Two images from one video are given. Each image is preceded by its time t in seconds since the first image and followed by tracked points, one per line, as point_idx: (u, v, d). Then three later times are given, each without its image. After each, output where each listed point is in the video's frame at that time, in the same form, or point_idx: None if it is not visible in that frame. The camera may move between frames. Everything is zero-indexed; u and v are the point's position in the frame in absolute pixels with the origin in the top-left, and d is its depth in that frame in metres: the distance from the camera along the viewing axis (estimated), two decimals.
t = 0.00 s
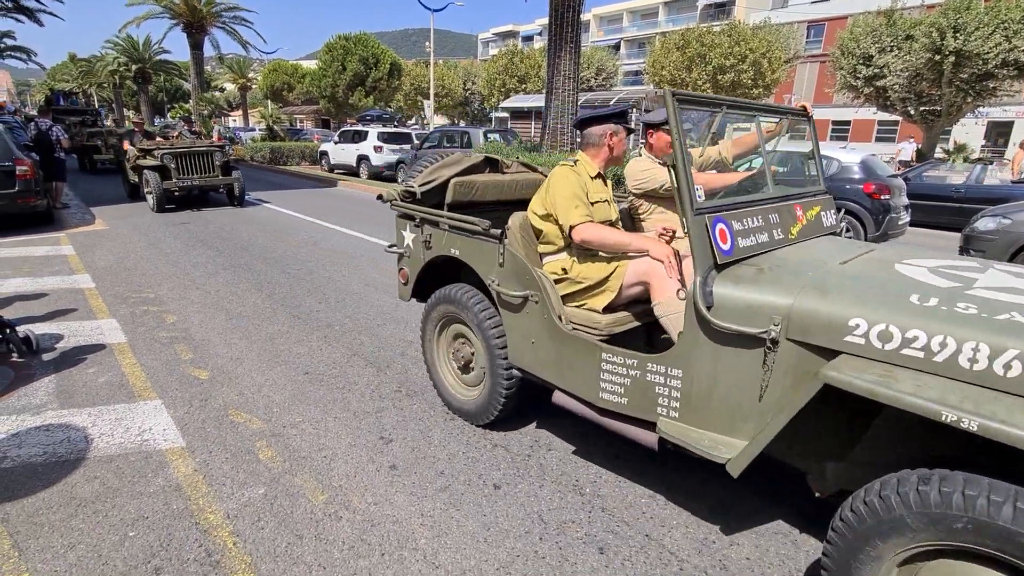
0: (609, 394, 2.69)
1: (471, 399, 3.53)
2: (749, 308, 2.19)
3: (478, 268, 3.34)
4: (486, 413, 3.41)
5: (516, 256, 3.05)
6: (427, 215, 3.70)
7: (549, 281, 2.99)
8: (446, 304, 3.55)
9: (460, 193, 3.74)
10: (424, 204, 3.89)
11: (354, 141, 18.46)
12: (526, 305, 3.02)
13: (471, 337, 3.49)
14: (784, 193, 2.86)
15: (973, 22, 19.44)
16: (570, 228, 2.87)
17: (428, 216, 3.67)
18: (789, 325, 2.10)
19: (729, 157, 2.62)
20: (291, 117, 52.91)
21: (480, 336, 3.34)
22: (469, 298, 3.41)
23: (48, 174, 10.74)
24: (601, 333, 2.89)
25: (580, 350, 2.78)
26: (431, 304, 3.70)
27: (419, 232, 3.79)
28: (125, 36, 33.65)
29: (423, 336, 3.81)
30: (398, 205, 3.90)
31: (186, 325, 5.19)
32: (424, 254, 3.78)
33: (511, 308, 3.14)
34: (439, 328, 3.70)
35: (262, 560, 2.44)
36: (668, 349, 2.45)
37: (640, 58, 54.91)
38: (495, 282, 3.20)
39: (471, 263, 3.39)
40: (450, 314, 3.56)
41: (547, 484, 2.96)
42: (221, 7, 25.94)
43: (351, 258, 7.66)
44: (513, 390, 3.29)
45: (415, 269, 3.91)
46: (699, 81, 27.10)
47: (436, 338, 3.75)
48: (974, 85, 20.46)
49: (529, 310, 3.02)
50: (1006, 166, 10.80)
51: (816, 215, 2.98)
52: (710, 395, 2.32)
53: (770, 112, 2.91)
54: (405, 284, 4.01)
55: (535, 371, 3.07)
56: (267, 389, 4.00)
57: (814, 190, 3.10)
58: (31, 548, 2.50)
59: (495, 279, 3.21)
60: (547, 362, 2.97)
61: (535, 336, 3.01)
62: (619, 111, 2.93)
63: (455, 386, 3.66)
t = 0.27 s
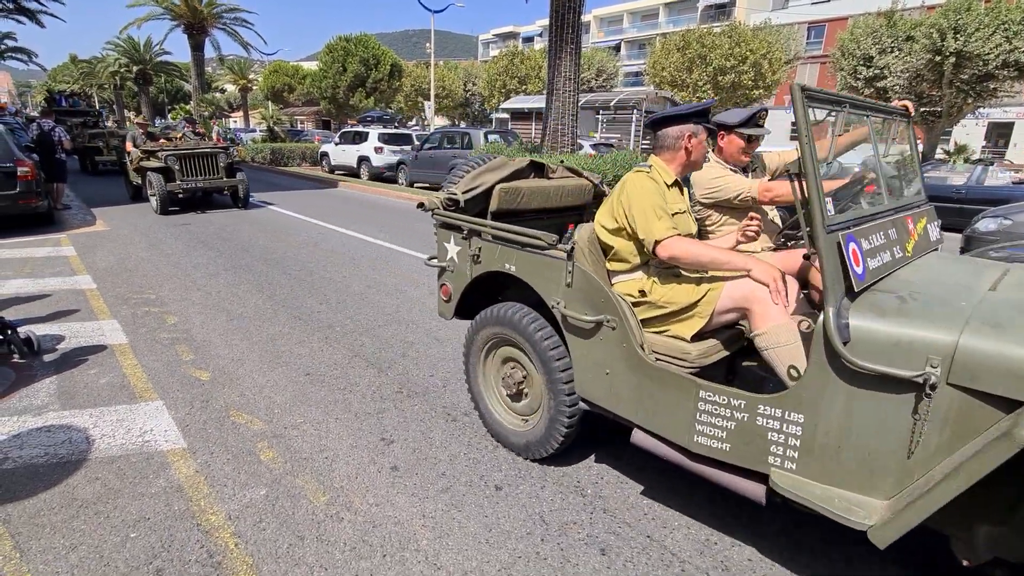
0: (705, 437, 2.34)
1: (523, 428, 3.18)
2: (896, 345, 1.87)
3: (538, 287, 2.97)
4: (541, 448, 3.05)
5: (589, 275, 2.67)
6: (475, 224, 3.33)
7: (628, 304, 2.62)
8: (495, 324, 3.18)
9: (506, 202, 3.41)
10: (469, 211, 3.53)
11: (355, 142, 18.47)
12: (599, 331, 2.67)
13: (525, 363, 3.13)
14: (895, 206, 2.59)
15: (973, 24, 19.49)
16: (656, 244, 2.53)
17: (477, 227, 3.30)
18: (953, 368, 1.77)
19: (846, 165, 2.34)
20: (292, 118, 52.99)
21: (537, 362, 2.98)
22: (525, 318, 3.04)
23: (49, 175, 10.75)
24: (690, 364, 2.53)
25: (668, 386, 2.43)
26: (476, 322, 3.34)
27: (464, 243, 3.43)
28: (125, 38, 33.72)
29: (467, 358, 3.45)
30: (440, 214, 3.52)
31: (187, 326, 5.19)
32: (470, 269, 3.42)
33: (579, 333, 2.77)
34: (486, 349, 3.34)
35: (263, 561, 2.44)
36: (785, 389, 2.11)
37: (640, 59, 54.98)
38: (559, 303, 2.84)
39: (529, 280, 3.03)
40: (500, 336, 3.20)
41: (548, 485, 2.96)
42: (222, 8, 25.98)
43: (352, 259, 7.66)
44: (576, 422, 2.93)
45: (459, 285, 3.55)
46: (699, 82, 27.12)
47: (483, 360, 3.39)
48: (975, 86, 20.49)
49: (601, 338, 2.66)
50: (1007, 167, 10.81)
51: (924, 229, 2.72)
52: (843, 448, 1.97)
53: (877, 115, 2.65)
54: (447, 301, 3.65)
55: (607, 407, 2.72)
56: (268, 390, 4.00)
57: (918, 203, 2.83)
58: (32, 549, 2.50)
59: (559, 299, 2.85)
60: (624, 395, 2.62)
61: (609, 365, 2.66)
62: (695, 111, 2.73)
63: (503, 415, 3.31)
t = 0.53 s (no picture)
0: (836, 498, 2.01)
1: (591, 468, 2.82)
2: None
3: (612, 313, 2.59)
4: (613, 493, 2.70)
5: (682, 301, 2.29)
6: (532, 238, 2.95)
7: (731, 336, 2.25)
8: (558, 353, 2.81)
9: (560, 212, 3.18)
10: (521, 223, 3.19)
11: (357, 145, 18.49)
12: (693, 367, 2.31)
13: (593, 396, 2.77)
14: None
15: (975, 26, 19.51)
16: (764, 270, 2.18)
17: (536, 242, 2.91)
18: None
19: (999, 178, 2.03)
20: (295, 121, 53.13)
21: (610, 397, 2.61)
22: (594, 348, 2.65)
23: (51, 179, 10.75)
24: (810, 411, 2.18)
25: (789, 434, 2.08)
26: (533, 349, 2.96)
27: (519, 259, 3.04)
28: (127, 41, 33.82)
29: (519, 387, 3.09)
30: (490, 227, 3.13)
31: (190, 329, 5.19)
32: (526, 289, 3.03)
33: (666, 370, 2.41)
34: (543, 378, 2.98)
35: (267, 565, 2.44)
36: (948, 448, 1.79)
37: (641, 62, 55.05)
38: (640, 333, 2.46)
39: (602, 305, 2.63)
40: (561, 365, 2.83)
41: (552, 489, 2.95)
42: (225, 11, 26.06)
43: (355, 263, 7.65)
44: (657, 465, 2.58)
45: (512, 306, 3.15)
46: (701, 85, 27.13)
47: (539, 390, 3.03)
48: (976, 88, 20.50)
49: (696, 376, 2.30)
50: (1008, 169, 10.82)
51: None
52: (1023, 519, 1.68)
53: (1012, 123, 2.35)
54: (498, 323, 3.25)
55: (701, 452, 2.38)
56: (272, 393, 4.00)
57: None
58: (36, 553, 2.50)
59: (641, 328, 2.46)
60: (725, 442, 2.27)
61: (706, 407, 2.31)
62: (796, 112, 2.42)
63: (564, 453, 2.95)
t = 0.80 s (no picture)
0: None
1: (673, 519, 2.47)
2: None
3: (710, 347, 2.22)
4: (703, 548, 2.35)
5: (809, 338, 1.95)
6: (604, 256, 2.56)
7: (869, 380, 1.92)
8: (636, 389, 2.45)
9: (625, 226, 2.92)
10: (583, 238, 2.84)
11: (361, 151, 18.53)
12: (819, 415, 1.96)
13: (677, 441, 2.40)
14: None
15: (977, 31, 19.49)
16: (915, 308, 1.84)
17: (608, 262, 2.53)
18: None
19: None
20: (299, 127, 53.37)
21: (705, 444, 2.25)
22: (684, 386, 2.29)
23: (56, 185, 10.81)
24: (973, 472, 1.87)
25: (950, 502, 1.75)
26: (604, 382, 2.60)
27: (586, 280, 2.63)
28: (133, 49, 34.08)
29: (582, 422, 2.74)
30: (551, 243, 2.75)
31: (195, 335, 5.19)
32: (594, 314, 2.63)
33: (785, 419, 2.06)
34: (613, 416, 2.62)
35: (273, 573, 2.43)
36: None
37: (644, 67, 55.16)
38: (749, 372, 2.11)
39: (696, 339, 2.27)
40: (637, 402, 2.47)
41: (558, 496, 2.93)
42: (229, 18, 26.23)
43: (359, 269, 7.64)
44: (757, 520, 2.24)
45: (576, 334, 2.72)
46: (704, 90, 27.16)
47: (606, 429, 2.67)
48: (980, 93, 20.45)
49: (825, 426, 1.96)
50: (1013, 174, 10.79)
51: None
52: None
53: None
54: (562, 352, 2.80)
55: (823, 514, 2.04)
56: (277, 400, 3.99)
57: None
58: (41, 561, 2.49)
59: (750, 366, 2.11)
60: (861, 505, 1.94)
61: (837, 464, 1.96)
62: (940, 115, 2.02)
63: (637, 499, 2.60)
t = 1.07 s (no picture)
0: None
1: None
2: None
3: (843, 391, 1.98)
4: None
5: (982, 388, 1.68)
6: (698, 283, 2.36)
7: None
8: (740, 436, 2.18)
9: (708, 244, 2.79)
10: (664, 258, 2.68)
11: (371, 159, 18.64)
12: (993, 482, 1.68)
13: (794, 503, 2.12)
14: None
15: (989, 36, 19.35)
16: None
17: (710, 290, 2.32)
18: None
19: None
20: (310, 135, 53.82)
21: (832, 506, 1.98)
22: (811, 438, 2.01)
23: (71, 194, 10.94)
24: None
25: None
26: (698, 427, 2.33)
27: (676, 309, 2.43)
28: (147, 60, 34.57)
29: (667, 468, 2.47)
30: (635, 267, 2.58)
31: (207, 343, 5.22)
32: (686, 346, 2.42)
33: (947, 479, 1.77)
34: (707, 465, 2.34)
35: None
36: None
37: (653, 74, 55.24)
38: (900, 425, 1.85)
39: (826, 381, 2.03)
40: (740, 450, 2.20)
41: (569, 506, 2.91)
42: (242, 29, 26.56)
43: (370, 277, 7.67)
44: None
45: (660, 366, 2.53)
46: (713, 97, 27.11)
47: (697, 483, 2.39)
48: (992, 98, 20.27)
49: (1007, 496, 1.66)
50: None
51: None
52: None
53: None
54: (642, 388, 2.60)
55: None
56: (287, 407, 4.00)
57: None
58: (55, 568, 2.51)
59: (902, 418, 1.84)
60: None
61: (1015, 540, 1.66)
62: None
63: (731, 557, 2.32)
